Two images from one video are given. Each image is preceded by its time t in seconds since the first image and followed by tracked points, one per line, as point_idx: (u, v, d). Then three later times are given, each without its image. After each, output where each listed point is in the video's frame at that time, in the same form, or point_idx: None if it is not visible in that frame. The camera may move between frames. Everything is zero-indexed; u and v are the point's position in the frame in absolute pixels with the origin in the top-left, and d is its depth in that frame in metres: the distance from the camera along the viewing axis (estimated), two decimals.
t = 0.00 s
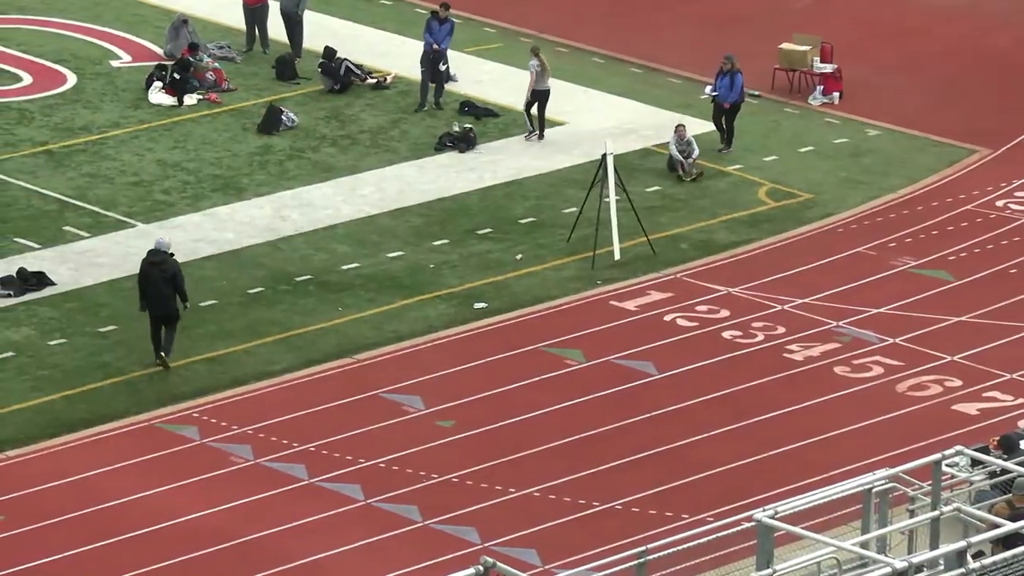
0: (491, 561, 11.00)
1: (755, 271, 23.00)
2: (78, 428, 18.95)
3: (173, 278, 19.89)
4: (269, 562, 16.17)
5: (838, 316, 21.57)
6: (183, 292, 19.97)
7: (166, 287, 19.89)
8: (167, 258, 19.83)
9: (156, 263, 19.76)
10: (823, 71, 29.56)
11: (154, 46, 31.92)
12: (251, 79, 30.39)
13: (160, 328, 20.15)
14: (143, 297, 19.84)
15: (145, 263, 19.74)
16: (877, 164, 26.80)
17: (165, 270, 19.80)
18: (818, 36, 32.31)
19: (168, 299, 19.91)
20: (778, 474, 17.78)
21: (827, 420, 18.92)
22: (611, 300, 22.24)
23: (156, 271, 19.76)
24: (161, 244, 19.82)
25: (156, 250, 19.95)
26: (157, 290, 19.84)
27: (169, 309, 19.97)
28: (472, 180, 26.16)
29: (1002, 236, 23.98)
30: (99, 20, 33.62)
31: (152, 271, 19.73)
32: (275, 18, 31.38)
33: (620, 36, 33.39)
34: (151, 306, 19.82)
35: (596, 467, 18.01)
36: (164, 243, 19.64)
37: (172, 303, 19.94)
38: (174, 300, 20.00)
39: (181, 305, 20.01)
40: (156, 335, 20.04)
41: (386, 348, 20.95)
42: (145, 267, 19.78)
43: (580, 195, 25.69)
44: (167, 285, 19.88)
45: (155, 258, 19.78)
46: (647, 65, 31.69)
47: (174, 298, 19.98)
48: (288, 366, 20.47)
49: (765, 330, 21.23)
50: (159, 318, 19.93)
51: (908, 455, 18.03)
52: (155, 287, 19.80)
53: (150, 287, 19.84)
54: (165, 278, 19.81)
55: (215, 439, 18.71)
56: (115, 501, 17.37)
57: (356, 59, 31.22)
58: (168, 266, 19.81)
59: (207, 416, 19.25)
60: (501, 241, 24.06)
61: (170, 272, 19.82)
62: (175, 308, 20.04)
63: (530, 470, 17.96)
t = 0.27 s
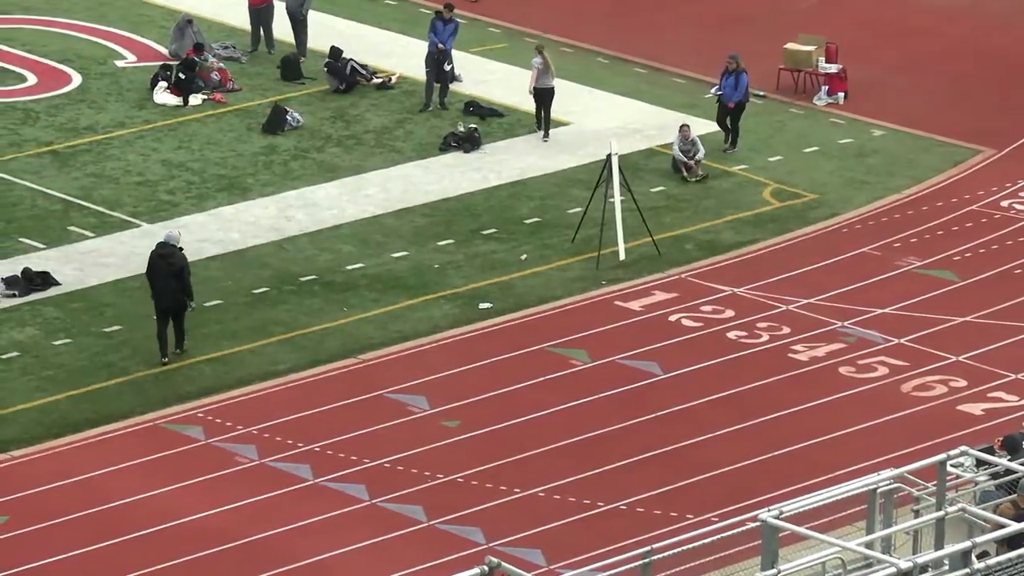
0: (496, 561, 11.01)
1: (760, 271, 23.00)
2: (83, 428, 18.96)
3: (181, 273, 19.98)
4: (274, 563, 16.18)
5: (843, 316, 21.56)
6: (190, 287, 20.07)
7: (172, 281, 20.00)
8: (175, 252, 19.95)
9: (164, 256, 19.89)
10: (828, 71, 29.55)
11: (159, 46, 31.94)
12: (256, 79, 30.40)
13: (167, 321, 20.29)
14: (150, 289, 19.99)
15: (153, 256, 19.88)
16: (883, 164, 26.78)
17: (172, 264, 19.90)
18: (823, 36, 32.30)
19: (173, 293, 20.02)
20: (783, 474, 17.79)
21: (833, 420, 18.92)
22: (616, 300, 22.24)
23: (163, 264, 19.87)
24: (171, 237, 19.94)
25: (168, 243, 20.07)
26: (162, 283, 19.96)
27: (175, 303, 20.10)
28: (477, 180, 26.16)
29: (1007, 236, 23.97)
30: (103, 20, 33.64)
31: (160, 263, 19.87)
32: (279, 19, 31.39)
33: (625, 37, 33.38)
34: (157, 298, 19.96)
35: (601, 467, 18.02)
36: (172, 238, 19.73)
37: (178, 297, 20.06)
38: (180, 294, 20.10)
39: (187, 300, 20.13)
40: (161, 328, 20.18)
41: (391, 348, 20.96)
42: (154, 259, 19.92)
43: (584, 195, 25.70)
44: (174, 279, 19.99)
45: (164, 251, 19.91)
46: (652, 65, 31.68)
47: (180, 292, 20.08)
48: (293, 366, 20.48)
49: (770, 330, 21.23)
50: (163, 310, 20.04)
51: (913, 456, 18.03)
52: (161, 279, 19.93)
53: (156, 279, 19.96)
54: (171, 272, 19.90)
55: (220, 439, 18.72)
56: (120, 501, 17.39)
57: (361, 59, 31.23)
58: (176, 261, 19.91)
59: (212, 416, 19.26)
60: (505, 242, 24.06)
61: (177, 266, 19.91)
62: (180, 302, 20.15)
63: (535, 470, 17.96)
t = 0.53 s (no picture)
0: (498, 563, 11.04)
1: (764, 271, 23.00)
2: (87, 428, 18.97)
3: (192, 268, 20.03)
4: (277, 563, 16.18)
5: (848, 316, 21.55)
6: (200, 283, 20.08)
7: (184, 276, 20.04)
8: (187, 247, 20.00)
9: (175, 251, 19.98)
10: (833, 71, 29.53)
11: (164, 46, 31.95)
12: (261, 79, 30.41)
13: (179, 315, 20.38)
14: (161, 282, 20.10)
15: (165, 249, 20.00)
16: (887, 164, 26.77)
17: (184, 259, 19.97)
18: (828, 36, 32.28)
19: (184, 287, 20.06)
20: (788, 474, 17.78)
21: (837, 420, 18.91)
22: (620, 300, 22.24)
23: (174, 258, 19.96)
24: (183, 231, 20.03)
25: (182, 238, 20.15)
26: (174, 277, 20.02)
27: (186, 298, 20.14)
28: (481, 180, 26.16)
29: (1011, 236, 23.96)
30: (108, 20, 33.66)
31: (170, 257, 19.97)
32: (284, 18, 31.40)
33: (629, 37, 33.38)
34: (167, 292, 20.06)
35: (605, 467, 18.01)
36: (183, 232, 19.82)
37: (189, 292, 20.09)
38: (191, 290, 20.12)
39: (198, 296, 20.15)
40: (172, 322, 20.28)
41: (395, 348, 20.96)
42: (166, 253, 20.04)
43: (589, 195, 25.70)
44: (185, 274, 20.04)
45: (176, 245, 20.00)
46: (657, 65, 31.67)
47: (192, 288, 20.12)
48: (297, 365, 20.48)
49: (774, 330, 21.22)
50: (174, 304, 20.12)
51: (918, 456, 18.03)
52: (172, 273, 20.02)
53: (168, 273, 20.04)
54: (182, 266, 19.97)
55: (223, 439, 18.73)
56: (123, 501, 17.39)
57: (365, 59, 31.24)
58: (187, 255, 19.97)
59: (216, 416, 19.27)
60: (510, 242, 24.06)
61: (188, 261, 19.97)
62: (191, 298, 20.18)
63: (539, 470, 17.96)
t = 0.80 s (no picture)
0: (503, 561, 11.00)
1: (769, 271, 22.99)
2: (91, 428, 18.98)
3: (203, 261, 20.33)
4: (281, 564, 16.17)
5: (852, 316, 21.55)
6: (212, 274, 20.36)
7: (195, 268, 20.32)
8: (197, 240, 20.29)
9: (185, 244, 20.25)
10: (837, 71, 29.52)
11: (168, 46, 31.96)
12: (265, 79, 30.42)
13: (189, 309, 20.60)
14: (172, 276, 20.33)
15: (175, 243, 20.25)
16: (892, 164, 26.76)
17: (195, 251, 20.25)
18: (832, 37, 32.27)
19: (195, 280, 20.33)
20: (792, 474, 17.78)
21: (842, 420, 18.91)
22: (624, 300, 22.24)
23: (185, 251, 20.23)
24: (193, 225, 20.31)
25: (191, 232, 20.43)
26: (185, 270, 20.28)
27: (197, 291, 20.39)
28: (486, 180, 26.16)
29: (1016, 237, 23.95)
30: (112, 20, 33.67)
31: (181, 250, 20.23)
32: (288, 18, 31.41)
33: (634, 37, 33.37)
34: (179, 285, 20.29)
35: (609, 467, 18.01)
36: (194, 225, 20.10)
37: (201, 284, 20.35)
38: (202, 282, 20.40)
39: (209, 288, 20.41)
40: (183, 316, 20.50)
41: (399, 348, 20.96)
42: (176, 247, 20.29)
43: (594, 195, 25.70)
44: (196, 267, 20.31)
45: (186, 238, 20.27)
46: (661, 65, 31.67)
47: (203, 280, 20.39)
48: (301, 366, 20.49)
49: (778, 331, 21.21)
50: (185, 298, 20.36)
51: (922, 455, 18.03)
52: (183, 267, 20.27)
53: (179, 267, 20.29)
54: (193, 259, 20.24)
55: (228, 439, 18.73)
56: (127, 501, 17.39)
57: (369, 59, 31.25)
58: (198, 248, 20.27)
59: (221, 416, 19.28)
60: (514, 242, 24.06)
61: (200, 254, 20.26)
62: (201, 291, 20.45)
63: (543, 470, 17.96)
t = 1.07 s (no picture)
0: (507, 562, 10.95)
1: (772, 271, 22.99)
2: (96, 428, 19.00)
3: (210, 256, 20.40)
4: (284, 563, 16.18)
5: (856, 316, 21.55)
6: (219, 269, 20.43)
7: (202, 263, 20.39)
8: (204, 235, 20.35)
9: (192, 239, 20.31)
10: (841, 71, 29.52)
11: (172, 46, 31.98)
12: (269, 79, 30.43)
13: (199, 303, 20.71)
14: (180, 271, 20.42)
15: (182, 239, 20.32)
16: (896, 164, 26.75)
17: (202, 246, 20.32)
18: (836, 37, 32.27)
19: (203, 275, 20.43)
20: (796, 474, 17.78)
21: (845, 420, 18.90)
22: (628, 300, 22.24)
23: (192, 247, 20.30)
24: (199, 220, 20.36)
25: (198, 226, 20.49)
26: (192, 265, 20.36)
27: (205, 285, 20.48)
28: (490, 181, 26.16)
29: (1020, 237, 23.95)
30: (116, 20, 33.68)
31: (188, 246, 20.30)
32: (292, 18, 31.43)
33: (638, 37, 33.38)
34: (187, 280, 20.38)
35: (613, 467, 18.01)
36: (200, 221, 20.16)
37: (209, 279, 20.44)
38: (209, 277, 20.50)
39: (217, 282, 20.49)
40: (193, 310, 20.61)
41: (403, 348, 20.97)
42: (183, 242, 20.36)
43: (598, 196, 25.70)
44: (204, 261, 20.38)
45: (193, 234, 20.33)
46: (665, 65, 31.67)
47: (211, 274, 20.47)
48: (306, 365, 20.50)
49: (782, 331, 21.21)
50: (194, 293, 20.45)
51: (926, 456, 18.03)
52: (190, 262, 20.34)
53: (186, 262, 20.37)
54: (201, 254, 20.31)
55: (232, 439, 18.74)
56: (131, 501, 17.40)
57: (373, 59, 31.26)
58: (205, 243, 20.34)
59: (225, 416, 19.29)
60: (518, 242, 24.06)
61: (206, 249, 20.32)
62: (210, 285, 20.54)
63: (547, 470, 17.96)
